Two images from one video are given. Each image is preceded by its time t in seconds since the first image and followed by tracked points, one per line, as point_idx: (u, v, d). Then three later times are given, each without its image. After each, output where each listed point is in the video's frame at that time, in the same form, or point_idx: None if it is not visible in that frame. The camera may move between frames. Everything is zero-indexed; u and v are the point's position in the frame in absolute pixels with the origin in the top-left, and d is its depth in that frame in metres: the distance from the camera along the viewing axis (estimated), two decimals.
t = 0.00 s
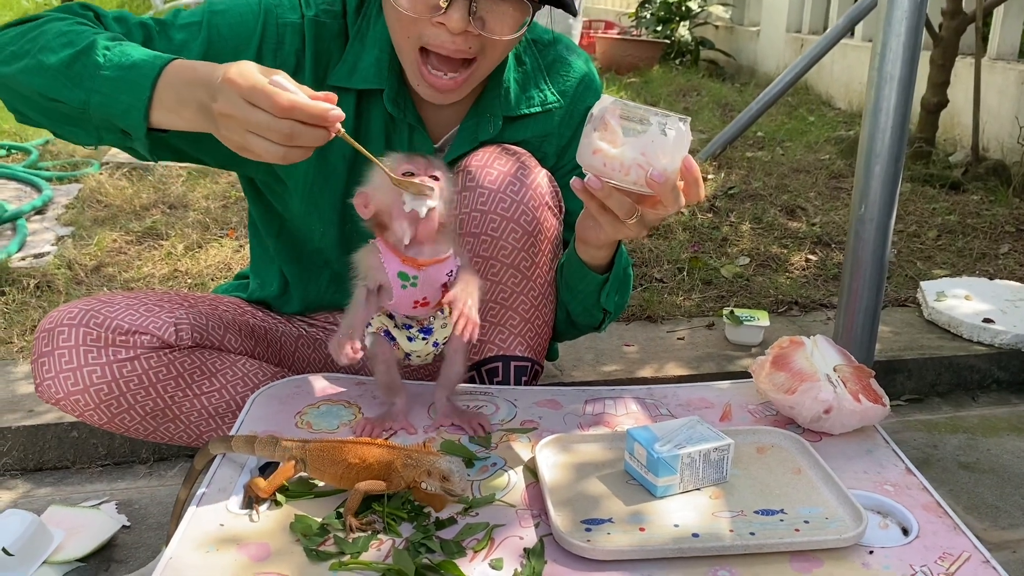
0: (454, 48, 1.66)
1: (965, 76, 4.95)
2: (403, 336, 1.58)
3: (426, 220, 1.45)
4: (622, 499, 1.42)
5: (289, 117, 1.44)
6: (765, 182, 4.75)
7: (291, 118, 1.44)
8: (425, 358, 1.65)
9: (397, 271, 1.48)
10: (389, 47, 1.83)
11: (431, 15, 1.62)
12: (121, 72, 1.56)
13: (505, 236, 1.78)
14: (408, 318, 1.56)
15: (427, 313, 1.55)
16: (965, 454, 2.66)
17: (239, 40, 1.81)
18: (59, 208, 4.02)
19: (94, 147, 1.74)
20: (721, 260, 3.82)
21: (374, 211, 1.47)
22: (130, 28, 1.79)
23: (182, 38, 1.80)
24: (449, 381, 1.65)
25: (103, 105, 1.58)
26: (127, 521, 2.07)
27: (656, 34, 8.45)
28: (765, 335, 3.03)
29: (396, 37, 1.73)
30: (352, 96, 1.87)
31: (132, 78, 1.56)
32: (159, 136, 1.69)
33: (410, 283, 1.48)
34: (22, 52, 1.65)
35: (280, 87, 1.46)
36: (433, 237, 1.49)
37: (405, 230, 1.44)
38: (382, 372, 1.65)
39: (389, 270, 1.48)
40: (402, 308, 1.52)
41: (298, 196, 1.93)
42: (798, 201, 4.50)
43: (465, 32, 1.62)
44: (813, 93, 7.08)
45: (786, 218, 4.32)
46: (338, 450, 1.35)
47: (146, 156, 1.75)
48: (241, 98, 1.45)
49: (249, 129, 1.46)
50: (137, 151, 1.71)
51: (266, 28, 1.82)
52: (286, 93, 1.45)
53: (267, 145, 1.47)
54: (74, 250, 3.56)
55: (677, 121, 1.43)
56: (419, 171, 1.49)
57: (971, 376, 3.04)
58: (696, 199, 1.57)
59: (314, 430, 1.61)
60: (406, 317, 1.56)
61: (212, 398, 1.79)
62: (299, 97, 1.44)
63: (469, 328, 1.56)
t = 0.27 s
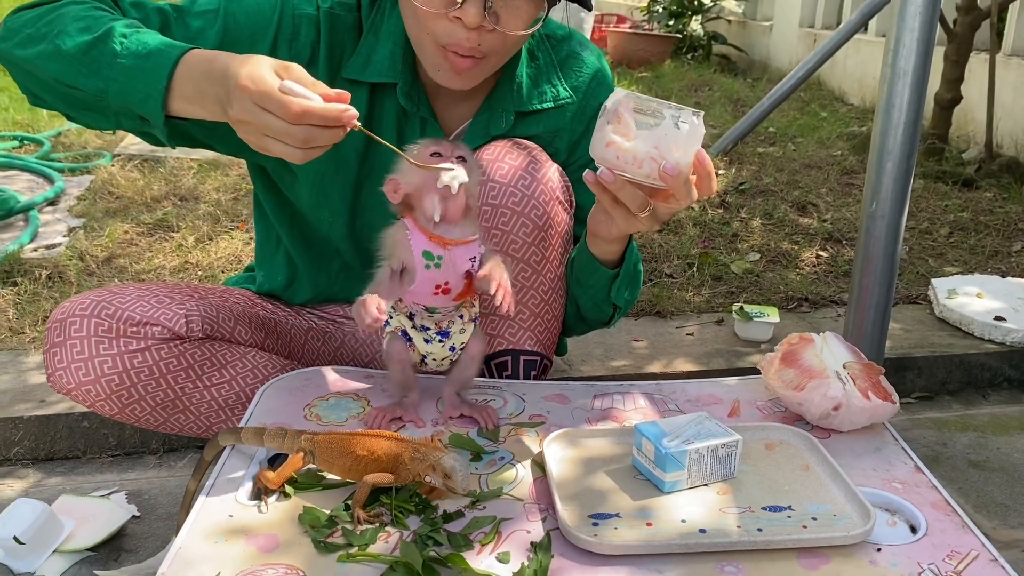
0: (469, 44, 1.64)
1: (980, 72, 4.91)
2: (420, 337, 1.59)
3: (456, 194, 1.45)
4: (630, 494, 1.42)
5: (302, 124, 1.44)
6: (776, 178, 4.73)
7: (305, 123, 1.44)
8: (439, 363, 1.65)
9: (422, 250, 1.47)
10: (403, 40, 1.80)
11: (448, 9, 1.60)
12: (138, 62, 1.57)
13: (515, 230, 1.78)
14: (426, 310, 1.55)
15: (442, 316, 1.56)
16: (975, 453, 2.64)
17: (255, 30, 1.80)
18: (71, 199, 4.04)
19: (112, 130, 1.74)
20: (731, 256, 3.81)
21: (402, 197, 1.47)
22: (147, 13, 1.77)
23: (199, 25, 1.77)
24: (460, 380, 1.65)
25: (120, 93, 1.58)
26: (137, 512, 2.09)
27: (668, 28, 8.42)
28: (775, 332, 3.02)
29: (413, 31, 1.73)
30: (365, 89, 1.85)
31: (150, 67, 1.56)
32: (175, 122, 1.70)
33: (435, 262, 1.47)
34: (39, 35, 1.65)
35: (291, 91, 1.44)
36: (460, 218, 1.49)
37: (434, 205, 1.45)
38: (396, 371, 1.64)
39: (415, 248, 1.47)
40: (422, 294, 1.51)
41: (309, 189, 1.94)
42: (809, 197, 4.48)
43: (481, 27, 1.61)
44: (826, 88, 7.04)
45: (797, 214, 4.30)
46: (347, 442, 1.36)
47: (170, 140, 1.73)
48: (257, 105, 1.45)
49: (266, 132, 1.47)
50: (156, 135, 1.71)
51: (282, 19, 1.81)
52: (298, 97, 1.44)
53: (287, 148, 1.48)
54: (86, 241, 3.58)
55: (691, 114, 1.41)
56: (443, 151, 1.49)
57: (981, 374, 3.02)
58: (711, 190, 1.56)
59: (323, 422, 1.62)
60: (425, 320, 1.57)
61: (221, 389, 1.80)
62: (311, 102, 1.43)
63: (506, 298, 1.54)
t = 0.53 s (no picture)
0: (482, 37, 1.61)
1: (998, 67, 4.84)
2: (429, 329, 1.56)
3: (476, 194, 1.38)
4: (636, 492, 1.41)
5: (306, 106, 1.42)
6: (789, 173, 4.69)
7: (311, 106, 1.42)
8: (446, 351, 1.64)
9: (450, 247, 1.44)
10: (414, 33, 1.78)
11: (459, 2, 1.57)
12: (144, 46, 1.56)
13: (525, 224, 1.77)
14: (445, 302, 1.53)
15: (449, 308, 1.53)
16: (987, 453, 2.62)
17: (265, 20, 1.79)
18: (83, 189, 4.06)
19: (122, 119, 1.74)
20: (743, 251, 3.78)
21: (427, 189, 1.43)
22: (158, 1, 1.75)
23: (210, 15, 1.77)
24: (469, 372, 1.65)
25: (127, 79, 1.58)
26: (145, 502, 2.09)
27: (683, 21, 8.35)
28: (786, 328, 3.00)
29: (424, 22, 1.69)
30: (376, 82, 1.82)
31: (156, 52, 1.55)
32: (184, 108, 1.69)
33: (462, 261, 1.45)
34: (48, 22, 1.65)
35: (295, 72, 1.43)
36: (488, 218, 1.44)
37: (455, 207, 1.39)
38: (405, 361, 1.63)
39: (441, 245, 1.44)
40: (445, 288, 1.49)
41: (319, 180, 1.92)
42: (823, 191, 4.44)
43: (494, 19, 1.57)
44: (841, 82, 6.98)
45: (810, 209, 4.26)
46: (352, 437, 1.36)
47: (176, 125, 1.74)
48: (261, 88, 1.43)
49: (270, 116, 1.46)
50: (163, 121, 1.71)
51: (293, 10, 1.79)
52: (303, 79, 1.42)
53: (292, 133, 1.46)
54: (97, 231, 3.59)
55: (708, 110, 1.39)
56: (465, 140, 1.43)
57: (995, 373, 2.99)
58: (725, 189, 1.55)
59: (330, 416, 1.61)
60: (436, 309, 1.54)
61: (229, 381, 1.80)
62: (316, 83, 1.42)
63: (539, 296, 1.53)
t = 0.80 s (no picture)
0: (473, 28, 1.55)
1: (1018, 62, 4.73)
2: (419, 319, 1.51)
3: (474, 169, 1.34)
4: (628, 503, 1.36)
5: (283, 121, 1.39)
6: (802, 168, 4.61)
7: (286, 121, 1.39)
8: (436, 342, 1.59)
9: (449, 239, 1.39)
10: (409, 25, 1.71)
11: None
12: (126, 48, 1.53)
13: (521, 224, 1.72)
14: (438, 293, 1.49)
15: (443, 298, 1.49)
16: (998, 459, 2.55)
17: (257, 14, 1.74)
18: (87, 178, 4.04)
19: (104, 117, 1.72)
20: (752, 249, 3.71)
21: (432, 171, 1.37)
22: None
23: (200, 8, 1.73)
24: (460, 374, 1.60)
25: (108, 81, 1.55)
26: (136, 499, 2.07)
27: (698, 12, 8.24)
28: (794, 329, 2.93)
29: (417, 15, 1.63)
30: (370, 76, 1.78)
31: (138, 54, 1.52)
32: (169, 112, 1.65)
33: (460, 255, 1.40)
34: (27, 16, 1.58)
35: (271, 87, 1.39)
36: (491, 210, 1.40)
37: (455, 185, 1.34)
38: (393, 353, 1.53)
39: (440, 235, 1.39)
40: (440, 282, 1.44)
41: (311, 177, 1.89)
42: (835, 188, 4.36)
43: (486, 9, 1.51)
44: (857, 76, 6.87)
45: (822, 206, 4.19)
46: (334, 444, 1.32)
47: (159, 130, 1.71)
48: (237, 100, 1.41)
49: (248, 130, 1.43)
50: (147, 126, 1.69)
51: (286, 3, 1.75)
52: (279, 93, 1.39)
53: (270, 146, 1.44)
54: (100, 221, 3.57)
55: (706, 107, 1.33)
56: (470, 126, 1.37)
57: (1009, 377, 2.91)
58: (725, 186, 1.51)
59: (318, 419, 1.57)
60: (429, 300, 1.49)
61: (218, 380, 1.78)
62: (293, 98, 1.38)
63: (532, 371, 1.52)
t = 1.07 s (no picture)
0: (461, 37, 1.53)
1: None
2: (415, 345, 1.43)
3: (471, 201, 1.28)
4: (613, 540, 1.31)
5: (265, 146, 1.34)
6: (814, 170, 4.44)
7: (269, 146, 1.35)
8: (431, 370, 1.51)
9: (446, 247, 1.32)
10: (397, 37, 1.71)
11: (436, 4, 1.50)
12: (104, 62, 1.49)
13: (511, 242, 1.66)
14: (438, 311, 1.41)
15: (439, 320, 1.42)
16: (1007, 480, 2.49)
17: (241, 25, 1.73)
18: (90, 174, 4.02)
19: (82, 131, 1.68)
20: (761, 254, 3.61)
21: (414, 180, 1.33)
22: (126, 6, 1.69)
23: (182, 19, 1.71)
24: (447, 401, 1.56)
25: (85, 97, 1.51)
26: (124, 511, 2.06)
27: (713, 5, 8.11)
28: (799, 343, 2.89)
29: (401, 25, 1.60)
30: (359, 90, 1.76)
31: (116, 69, 1.48)
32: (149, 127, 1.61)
33: (460, 262, 1.32)
34: (4, 30, 1.56)
35: (252, 110, 1.33)
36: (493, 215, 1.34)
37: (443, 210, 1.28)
38: (389, 391, 1.47)
39: (439, 246, 1.32)
40: (439, 295, 1.37)
41: (297, 191, 1.85)
42: (848, 190, 4.23)
43: (473, 22, 1.51)
44: (874, 72, 6.74)
45: (833, 209, 4.05)
46: (309, 479, 1.28)
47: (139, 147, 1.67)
48: (217, 123, 1.36)
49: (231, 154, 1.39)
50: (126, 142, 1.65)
51: (271, 14, 1.74)
52: (260, 117, 1.33)
53: (252, 169, 1.39)
54: (100, 219, 3.52)
55: (705, 134, 1.28)
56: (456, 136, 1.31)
57: (1020, 393, 2.84)
58: (726, 217, 1.45)
59: (299, 443, 1.54)
60: (424, 325, 1.42)
61: (203, 398, 1.75)
62: (275, 122, 1.33)
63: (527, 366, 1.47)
